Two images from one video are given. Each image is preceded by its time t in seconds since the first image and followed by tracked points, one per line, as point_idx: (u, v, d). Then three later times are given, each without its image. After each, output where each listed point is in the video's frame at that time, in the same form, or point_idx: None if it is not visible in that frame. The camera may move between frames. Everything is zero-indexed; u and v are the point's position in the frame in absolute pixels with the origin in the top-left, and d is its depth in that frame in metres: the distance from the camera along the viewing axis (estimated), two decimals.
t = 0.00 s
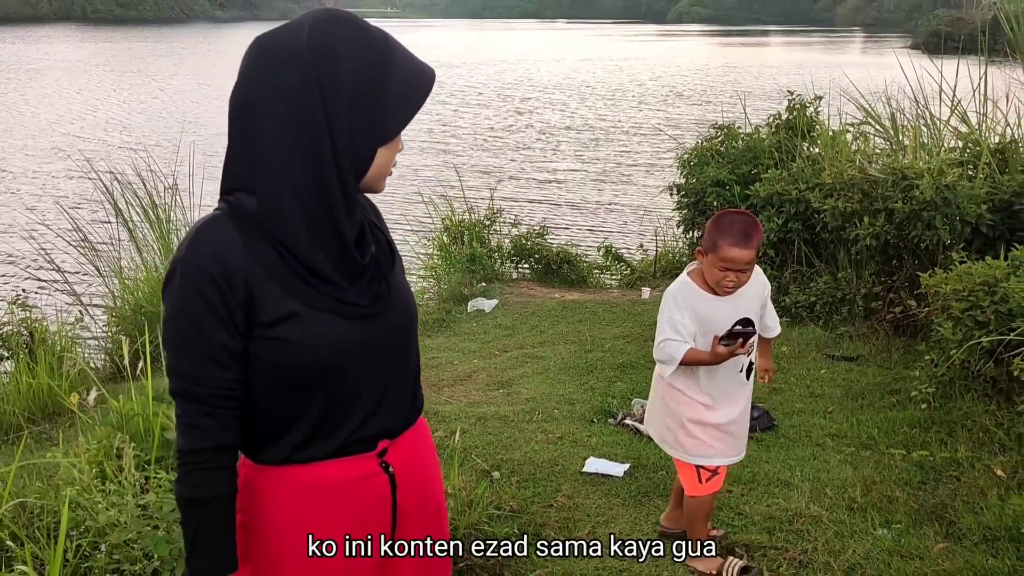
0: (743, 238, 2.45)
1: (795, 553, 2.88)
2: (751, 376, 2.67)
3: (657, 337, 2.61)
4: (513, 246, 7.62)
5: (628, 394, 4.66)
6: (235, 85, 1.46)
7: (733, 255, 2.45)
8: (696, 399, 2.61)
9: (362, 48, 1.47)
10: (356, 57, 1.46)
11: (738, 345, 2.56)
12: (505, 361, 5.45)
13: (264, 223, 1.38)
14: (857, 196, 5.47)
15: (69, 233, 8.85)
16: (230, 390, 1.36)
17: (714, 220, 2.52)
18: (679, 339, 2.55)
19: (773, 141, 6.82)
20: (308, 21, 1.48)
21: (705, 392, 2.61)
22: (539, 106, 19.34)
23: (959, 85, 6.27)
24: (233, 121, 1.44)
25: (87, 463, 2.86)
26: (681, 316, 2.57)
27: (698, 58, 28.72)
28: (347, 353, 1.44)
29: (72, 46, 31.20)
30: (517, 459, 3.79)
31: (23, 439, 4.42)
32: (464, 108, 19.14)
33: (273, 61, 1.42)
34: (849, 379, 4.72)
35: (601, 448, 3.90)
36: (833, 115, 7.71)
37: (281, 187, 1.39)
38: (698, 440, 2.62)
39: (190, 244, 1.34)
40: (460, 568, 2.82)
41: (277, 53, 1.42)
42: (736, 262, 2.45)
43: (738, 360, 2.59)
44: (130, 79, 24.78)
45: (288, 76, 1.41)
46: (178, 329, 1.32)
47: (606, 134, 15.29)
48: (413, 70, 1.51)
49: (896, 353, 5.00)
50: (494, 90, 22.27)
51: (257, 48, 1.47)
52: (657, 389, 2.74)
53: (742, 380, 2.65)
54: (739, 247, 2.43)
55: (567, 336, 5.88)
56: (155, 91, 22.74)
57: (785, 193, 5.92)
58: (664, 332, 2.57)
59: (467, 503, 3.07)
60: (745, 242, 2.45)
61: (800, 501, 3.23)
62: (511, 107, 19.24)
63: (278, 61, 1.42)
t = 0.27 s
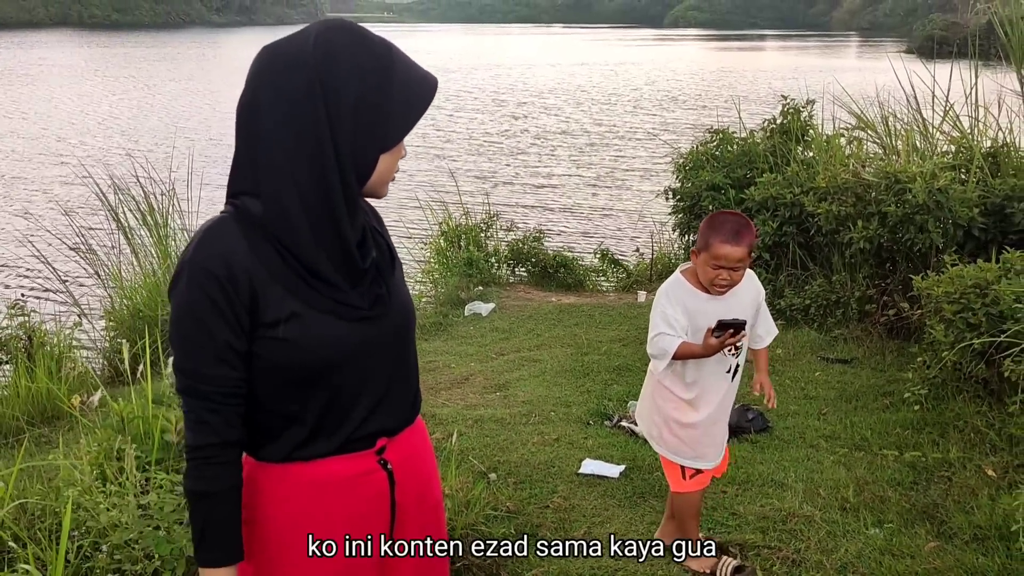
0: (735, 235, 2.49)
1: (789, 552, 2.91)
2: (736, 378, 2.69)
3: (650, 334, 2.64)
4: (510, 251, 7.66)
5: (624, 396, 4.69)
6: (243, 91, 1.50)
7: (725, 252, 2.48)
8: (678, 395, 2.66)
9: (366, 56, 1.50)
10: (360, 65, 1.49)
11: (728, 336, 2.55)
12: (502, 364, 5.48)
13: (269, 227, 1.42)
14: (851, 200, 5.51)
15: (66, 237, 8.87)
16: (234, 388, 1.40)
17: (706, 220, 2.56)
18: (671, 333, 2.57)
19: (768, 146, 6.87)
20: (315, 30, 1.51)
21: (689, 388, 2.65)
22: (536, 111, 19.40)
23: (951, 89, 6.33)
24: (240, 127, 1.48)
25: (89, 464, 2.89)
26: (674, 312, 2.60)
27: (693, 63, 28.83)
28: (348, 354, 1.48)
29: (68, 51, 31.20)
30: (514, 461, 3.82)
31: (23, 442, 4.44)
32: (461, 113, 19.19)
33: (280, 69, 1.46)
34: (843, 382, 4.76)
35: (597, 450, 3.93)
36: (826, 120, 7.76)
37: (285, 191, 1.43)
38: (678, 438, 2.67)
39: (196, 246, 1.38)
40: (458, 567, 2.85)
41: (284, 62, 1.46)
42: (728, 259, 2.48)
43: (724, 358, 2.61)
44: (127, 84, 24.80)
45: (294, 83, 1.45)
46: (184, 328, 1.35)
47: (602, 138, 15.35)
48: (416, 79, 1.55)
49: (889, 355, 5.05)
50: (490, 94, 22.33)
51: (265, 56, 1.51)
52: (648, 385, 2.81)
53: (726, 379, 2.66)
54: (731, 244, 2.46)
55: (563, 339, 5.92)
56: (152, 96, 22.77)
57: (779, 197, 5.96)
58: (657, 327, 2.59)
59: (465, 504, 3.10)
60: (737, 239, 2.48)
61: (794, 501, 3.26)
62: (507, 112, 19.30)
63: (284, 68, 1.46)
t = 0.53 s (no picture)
0: (731, 229, 2.51)
1: (789, 552, 2.93)
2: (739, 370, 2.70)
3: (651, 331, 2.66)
4: (510, 253, 7.69)
5: (624, 398, 4.71)
6: (257, 93, 1.51)
7: (722, 244, 2.50)
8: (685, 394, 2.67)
9: (381, 61, 1.52)
10: (373, 70, 1.51)
11: (730, 331, 2.56)
12: (503, 366, 5.50)
13: (281, 229, 1.44)
14: (850, 202, 5.53)
15: (68, 240, 8.89)
16: (246, 386, 1.42)
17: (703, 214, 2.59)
18: (673, 330, 2.59)
19: (768, 148, 6.89)
20: (329, 34, 1.53)
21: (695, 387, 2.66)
22: (536, 114, 19.43)
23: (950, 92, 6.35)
24: (254, 128, 1.50)
25: (92, 466, 2.90)
26: (674, 309, 2.62)
27: (692, 66, 28.88)
28: (357, 354, 1.51)
29: (69, 55, 31.24)
30: (514, 462, 3.84)
31: (26, 444, 4.46)
32: (460, 116, 19.22)
33: (295, 72, 1.48)
34: (843, 383, 4.78)
35: (598, 451, 3.95)
36: (825, 123, 7.79)
37: (298, 194, 1.45)
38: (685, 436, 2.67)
39: (211, 247, 1.40)
40: (460, 567, 2.87)
41: (298, 66, 1.48)
42: (725, 250, 2.50)
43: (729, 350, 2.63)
44: (127, 88, 24.83)
45: (308, 88, 1.47)
46: (199, 328, 1.38)
47: (602, 141, 15.38)
48: (428, 84, 1.57)
49: (889, 357, 5.07)
50: (490, 98, 22.36)
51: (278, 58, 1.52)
52: (651, 386, 2.80)
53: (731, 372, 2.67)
54: (727, 236, 2.49)
55: (564, 341, 5.94)
56: (152, 99, 22.80)
57: (779, 200, 5.98)
58: (658, 324, 2.61)
59: (466, 504, 3.12)
60: (733, 231, 2.50)
61: (794, 501, 3.28)
62: (506, 115, 19.34)
63: (298, 72, 1.48)
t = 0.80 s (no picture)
0: (732, 231, 2.48)
1: (786, 552, 2.94)
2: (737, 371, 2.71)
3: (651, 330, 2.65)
4: (509, 256, 7.71)
5: (623, 399, 4.72)
6: (263, 95, 1.52)
7: (723, 247, 2.48)
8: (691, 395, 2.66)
9: (384, 64, 1.53)
10: (379, 72, 1.52)
11: (731, 333, 2.53)
12: (502, 368, 5.51)
13: (287, 230, 1.45)
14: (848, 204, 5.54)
15: (67, 243, 8.90)
16: (252, 386, 1.43)
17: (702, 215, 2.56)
18: (672, 329, 2.59)
19: (766, 150, 6.90)
20: (335, 37, 1.54)
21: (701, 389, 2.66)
22: (535, 117, 19.46)
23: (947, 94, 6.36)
24: (260, 130, 1.51)
25: (92, 467, 2.91)
26: (674, 308, 2.61)
27: (691, 68, 28.92)
28: (362, 355, 1.51)
29: (68, 58, 31.29)
30: (513, 463, 3.85)
31: (25, 446, 4.46)
32: (459, 119, 19.26)
33: (301, 75, 1.49)
34: (841, 385, 4.79)
35: (597, 452, 3.96)
36: (823, 125, 7.80)
37: (304, 195, 1.46)
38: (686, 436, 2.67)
39: (218, 247, 1.40)
40: (458, 568, 2.88)
41: (306, 69, 1.49)
42: (726, 254, 2.48)
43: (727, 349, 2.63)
44: (126, 91, 24.87)
45: (314, 90, 1.49)
46: (207, 327, 1.38)
47: (601, 144, 15.40)
48: (433, 87, 1.58)
49: (887, 358, 5.07)
50: (489, 101, 22.40)
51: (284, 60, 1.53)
52: (650, 385, 2.79)
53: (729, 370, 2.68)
54: (728, 239, 2.46)
55: (563, 343, 5.95)
56: (151, 103, 22.84)
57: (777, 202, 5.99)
58: (658, 322, 2.61)
59: (465, 505, 3.13)
60: (733, 234, 2.48)
61: (792, 502, 3.29)
62: (505, 118, 19.37)
63: (305, 75, 1.49)
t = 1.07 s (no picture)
0: (733, 238, 2.49)
1: (785, 554, 2.95)
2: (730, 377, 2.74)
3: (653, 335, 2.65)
4: (508, 258, 7.72)
5: (621, 402, 4.73)
6: (268, 99, 1.52)
7: (726, 255, 2.49)
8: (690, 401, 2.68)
9: (389, 66, 1.55)
10: (384, 76, 1.54)
11: (734, 340, 2.55)
12: (501, 370, 5.52)
13: (301, 232, 1.46)
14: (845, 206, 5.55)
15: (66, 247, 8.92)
16: (271, 387, 1.43)
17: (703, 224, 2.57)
18: (675, 333, 2.59)
19: (764, 152, 6.91)
20: (335, 41, 1.55)
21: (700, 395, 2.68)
22: (533, 119, 19.48)
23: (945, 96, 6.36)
24: (267, 135, 1.50)
25: (92, 469, 2.93)
26: (677, 312, 2.61)
27: (689, 71, 28.96)
28: (375, 353, 1.53)
29: (66, 61, 31.32)
30: (512, 465, 3.86)
31: (24, 448, 4.47)
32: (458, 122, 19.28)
33: (307, 79, 1.49)
34: (839, 386, 4.79)
35: (596, 454, 3.97)
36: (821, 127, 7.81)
37: (317, 197, 1.47)
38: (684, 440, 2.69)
39: (234, 250, 1.40)
40: (458, 569, 2.89)
41: (312, 72, 1.50)
42: (729, 262, 2.49)
43: (712, 358, 2.62)
44: (125, 94, 24.90)
45: (322, 93, 1.49)
46: (227, 330, 1.37)
47: (600, 147, 15.42)
48: (432, 90, 1.61)
49: (885, 360, 5.08)
50: (488, 103, 22.43)
51: (286, 65, 1.53)
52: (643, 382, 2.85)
53: (716, 377, 2.67)
54: (731, 247, 2.48)
55: (562, 345, 5.96)
56: (150, 106, 22.87)
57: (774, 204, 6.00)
58: (660, 326, 2.60)
59: (464, 507, 3.14)
60: (735, 241, 2.48)
61: (790, 503, 3.30)
62: (504, 121, 19.40)
63: (311, 79, 1.49)
